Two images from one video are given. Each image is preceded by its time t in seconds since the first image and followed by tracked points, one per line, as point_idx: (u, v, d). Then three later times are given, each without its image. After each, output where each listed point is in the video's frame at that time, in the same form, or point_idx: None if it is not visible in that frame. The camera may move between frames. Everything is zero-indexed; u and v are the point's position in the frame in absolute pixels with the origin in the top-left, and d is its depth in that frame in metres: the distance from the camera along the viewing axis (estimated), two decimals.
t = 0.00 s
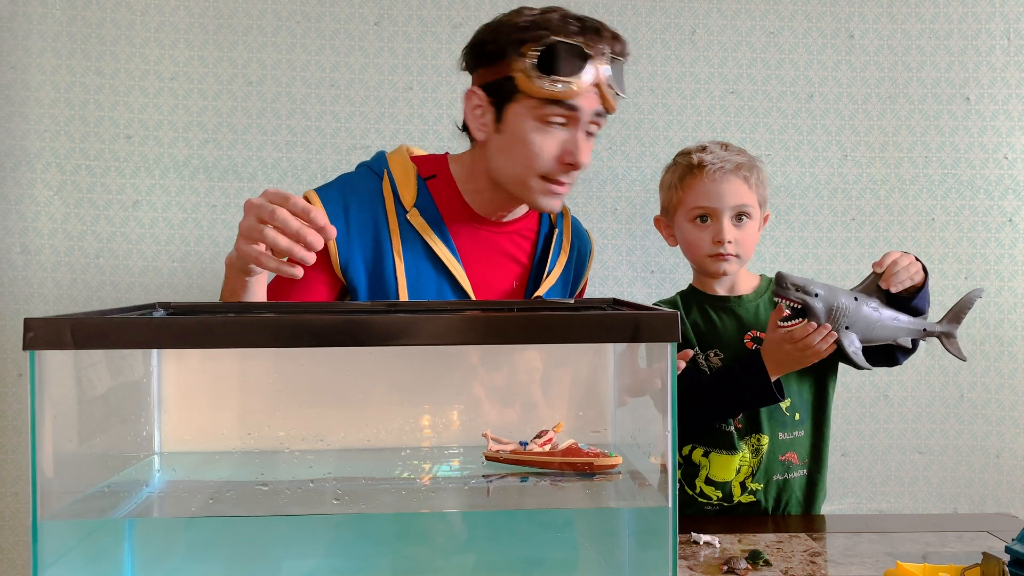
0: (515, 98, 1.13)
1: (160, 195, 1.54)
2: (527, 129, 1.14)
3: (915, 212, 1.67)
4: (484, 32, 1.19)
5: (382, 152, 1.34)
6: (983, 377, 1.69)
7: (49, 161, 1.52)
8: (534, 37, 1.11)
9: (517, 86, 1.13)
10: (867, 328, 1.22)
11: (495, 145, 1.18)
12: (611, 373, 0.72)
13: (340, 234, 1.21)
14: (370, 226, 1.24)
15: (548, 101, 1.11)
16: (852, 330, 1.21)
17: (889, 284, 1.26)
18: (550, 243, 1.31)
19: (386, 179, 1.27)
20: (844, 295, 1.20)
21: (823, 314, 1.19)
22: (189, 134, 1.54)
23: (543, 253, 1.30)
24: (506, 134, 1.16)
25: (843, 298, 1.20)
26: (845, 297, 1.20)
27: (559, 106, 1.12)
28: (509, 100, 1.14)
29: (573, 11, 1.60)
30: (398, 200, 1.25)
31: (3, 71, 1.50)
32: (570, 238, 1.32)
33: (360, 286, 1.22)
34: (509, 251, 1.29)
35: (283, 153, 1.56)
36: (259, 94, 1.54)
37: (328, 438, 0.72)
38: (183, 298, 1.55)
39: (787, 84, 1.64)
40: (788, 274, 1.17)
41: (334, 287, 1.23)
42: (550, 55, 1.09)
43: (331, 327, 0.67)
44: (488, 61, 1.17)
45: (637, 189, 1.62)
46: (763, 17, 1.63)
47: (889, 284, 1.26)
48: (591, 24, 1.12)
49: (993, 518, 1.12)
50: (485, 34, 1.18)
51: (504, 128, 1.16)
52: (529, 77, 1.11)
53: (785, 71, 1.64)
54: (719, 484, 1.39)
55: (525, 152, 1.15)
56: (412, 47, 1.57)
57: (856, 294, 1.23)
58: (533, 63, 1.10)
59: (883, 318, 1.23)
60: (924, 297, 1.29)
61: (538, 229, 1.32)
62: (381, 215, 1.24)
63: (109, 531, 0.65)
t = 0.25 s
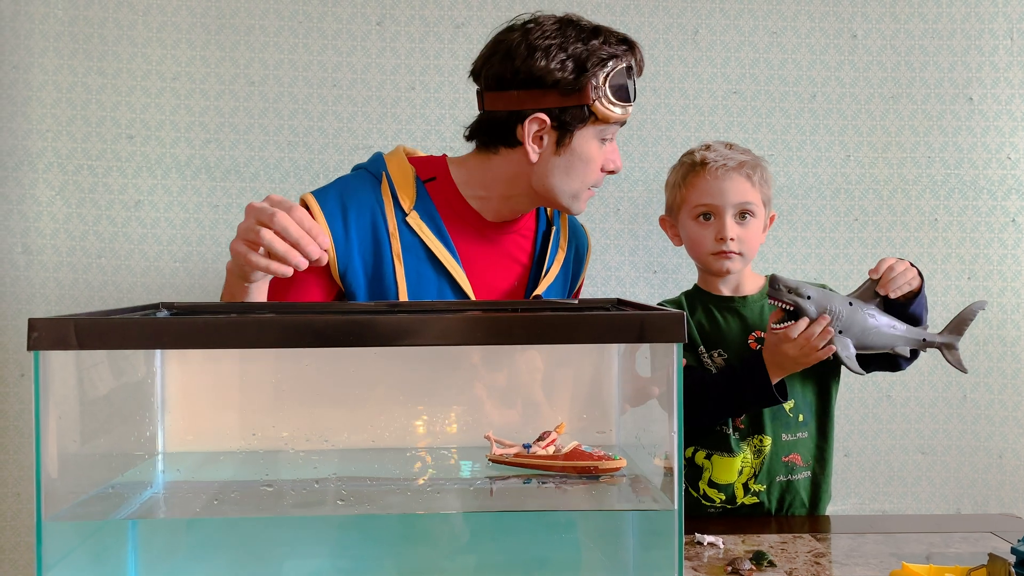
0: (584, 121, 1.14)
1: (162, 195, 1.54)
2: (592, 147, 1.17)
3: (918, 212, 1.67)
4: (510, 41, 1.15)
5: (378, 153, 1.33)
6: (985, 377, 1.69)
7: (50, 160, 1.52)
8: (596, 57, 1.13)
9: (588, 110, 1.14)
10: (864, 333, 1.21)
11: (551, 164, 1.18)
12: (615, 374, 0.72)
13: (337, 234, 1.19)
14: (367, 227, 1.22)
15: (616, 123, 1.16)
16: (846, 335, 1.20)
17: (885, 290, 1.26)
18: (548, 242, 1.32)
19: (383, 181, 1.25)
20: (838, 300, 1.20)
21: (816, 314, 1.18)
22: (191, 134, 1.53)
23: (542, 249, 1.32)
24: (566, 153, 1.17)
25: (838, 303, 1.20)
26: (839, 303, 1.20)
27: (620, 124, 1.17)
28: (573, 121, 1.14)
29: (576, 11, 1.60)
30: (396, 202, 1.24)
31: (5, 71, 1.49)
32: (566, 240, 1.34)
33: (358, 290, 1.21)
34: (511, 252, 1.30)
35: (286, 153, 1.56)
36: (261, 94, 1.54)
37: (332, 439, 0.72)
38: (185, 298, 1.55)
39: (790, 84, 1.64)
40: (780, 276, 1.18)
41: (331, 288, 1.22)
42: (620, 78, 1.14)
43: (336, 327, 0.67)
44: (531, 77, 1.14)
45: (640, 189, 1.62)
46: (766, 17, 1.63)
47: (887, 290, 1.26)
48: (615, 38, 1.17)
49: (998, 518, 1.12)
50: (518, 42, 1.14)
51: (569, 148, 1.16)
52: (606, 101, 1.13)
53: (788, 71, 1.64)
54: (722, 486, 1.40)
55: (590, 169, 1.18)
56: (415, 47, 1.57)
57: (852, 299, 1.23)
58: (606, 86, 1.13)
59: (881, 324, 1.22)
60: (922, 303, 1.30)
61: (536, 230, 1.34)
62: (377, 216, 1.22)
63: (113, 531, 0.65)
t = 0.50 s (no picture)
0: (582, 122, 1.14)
1: (162, 194, 1.53)
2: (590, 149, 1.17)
3: (919, 211, 1.66)
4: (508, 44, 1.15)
5: (376, 152, 1.33)
6: (986, 377, 1.68)
7: (50, 159, 1.51)
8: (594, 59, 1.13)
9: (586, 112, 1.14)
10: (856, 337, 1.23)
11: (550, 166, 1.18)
12: (616, 373, 0.71)
13: (338, 232, 1.19)
14: (368, 224, 1.21)
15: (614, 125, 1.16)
16: (840, 340, 1.22)
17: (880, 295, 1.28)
18: (547, 241, 1.32)
19: (384, 180, 1.25)
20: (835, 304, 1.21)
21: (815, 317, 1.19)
22: (191, 133, 1.53)
23: (542, 248, 1.32)
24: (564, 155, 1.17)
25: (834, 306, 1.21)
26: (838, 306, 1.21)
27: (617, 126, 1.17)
28: (571, 123, 1.14)
29: (577, 9, 1.60)
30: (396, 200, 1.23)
31: (5, 70, 1.49)
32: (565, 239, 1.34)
33: (359, 288, 1.21)
34: (512, 251, 1.30)
35: (286, 152, 1.55)
36: (261, 93, 1.54)
37: (333, 438, 0.72)
38: (185, 297, 1.54)
39: (791, 83, 1.64)
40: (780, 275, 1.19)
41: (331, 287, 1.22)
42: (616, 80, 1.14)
43: (336, 326, 0.67)
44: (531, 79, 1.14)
45: (640, 188, 1.62)
46: (767, 16, 1.63)
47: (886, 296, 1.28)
48: (613, 40, 1.17)
49: (999, 518, 1.11)
50: (517, 43, 1.14)
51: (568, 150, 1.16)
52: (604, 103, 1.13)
53: (789, 70, 1.64)
54: (723, 484, 1.39)
55: (588, 170, 1.19)
56: (415, 46, 1.57)
57: (848, 304, 1.24)
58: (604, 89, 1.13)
59: (873, 329, 1.24)
60: (919, 308, 1.31)
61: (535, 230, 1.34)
62: (377, 217, 1.21)
63: (112, 530, 0.65)
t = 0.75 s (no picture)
0: (566, 114, 1.15)
1: (162, 194, 1.53)
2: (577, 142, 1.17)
3: (919, 212, 1.66)
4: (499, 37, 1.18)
5: (380, 152, 1.33)
6: (986, 378, 1.68)
7: (49, 160, 1.51)
8: (579, 50, 1.13)
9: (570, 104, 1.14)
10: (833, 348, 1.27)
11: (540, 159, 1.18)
12: (616, 374, 0.71)
13: (341, 227, 1.18)
14: (370, 222, 1.21)
15: (602, 118, 1.15)
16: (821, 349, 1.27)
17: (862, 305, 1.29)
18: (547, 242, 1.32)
19: (387, 178, 1.25)
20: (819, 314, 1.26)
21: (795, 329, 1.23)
22: (191, 133, 1.53)
23: (541, 249, 1.32)
24: (552, 147, 1.17)
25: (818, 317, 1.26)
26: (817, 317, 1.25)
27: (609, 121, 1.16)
28: (555, 113, 1.15)
29: (576, 10, 1.59)
30: (398, 198, 1.23)
31: (4, 70, 1.49)
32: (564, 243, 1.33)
33: (360, 286, 1.20)
34: (512, 251, 1.29)
35: (285, 153, 1.55)
36: (260, 94, 1.54)
37: (332, 440, 0.72)
38: (184, 297, 1.54)
39: (791, 83, 1.64)
40: (768, 288, 1.23)
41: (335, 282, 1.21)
42: (602, 71, 1.13)
43: (335, 327, 0.67)
44: (516, 68, 1.16)
45: (640, 189, 1.62)
46: (767, 17, 1.63)
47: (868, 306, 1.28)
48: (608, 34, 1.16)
49: (999, 519, 1.11)
50: (507, 36, 1.17)
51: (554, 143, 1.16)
52: (588, 95, 1.12)
53: (789, 71, 1.64)
54: (722, 484, 1.39)
55: (578, 164, 1.18)
56: (415, 46, 1.57)
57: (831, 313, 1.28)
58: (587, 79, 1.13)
59: (854, 339, 1.27)
60: (905, 315, 1.30)
61: (535, 230, 1.33)
62: (380, 215, 1.22)
63: (110, 532, 0.65)
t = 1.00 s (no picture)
0: (541, 105, 1.15)
1: (160, 194, 1.53)
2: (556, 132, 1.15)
3: (917, 211, 1.66)
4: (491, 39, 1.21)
5: (389, 148, 1.34)
6: (985, 377, 1.68)
7: (48, 160, 1.51)
8: (553, 40, 1.13)
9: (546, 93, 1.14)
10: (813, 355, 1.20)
11: (524, 151, 1.18)
12: (614, 372, 0.71)
13: (346, 216, 1.19)
14: (375, 213, 1.22)
15: (580, 107, 1.14)
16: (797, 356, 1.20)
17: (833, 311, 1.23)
18: (548, 243, 1.32)
19: (393, 171, 1.26)
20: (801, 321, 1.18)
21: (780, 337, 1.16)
22: (189, 133, 1.53)
23: (541, 251, 1.31)
24: (534, 138, 1.17)
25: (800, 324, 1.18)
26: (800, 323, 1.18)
27: (590, 112, 1.15)
28: (532, 106, 1.16)
29: (575, 10, 1.59)
30: (404, 191, 1.25)
31: (2, 70, 1.49)
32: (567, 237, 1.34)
33: (363, 277, 1.20)
34: (511, 250, 1.29)
35: (283, 152, 1.55)
36: (258, 93, 1.54)
37: (329, 439, 0.72)
38: (183, 297, 1.54)
39: (789, 83, 1.64)
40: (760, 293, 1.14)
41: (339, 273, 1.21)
42: (574, 58, 1.12)
43: (332, 327, 0.67)
44: (496, 65, 1.20)
45: (639, 189, 1.62)
46: (765, 16, 1.63)
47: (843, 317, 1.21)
48: (587, 24, 1.16)
49: (997, 518, 1.11)
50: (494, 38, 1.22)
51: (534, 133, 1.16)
52: (559, 82, 1.12)
53: (787, 70, 1.63)
54: (719, 485, 1.39)
55: (564, 154, 1.16)
56: (413, 46, 1.57)
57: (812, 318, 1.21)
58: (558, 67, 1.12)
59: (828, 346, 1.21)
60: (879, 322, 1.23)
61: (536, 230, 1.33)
62: (387, 206, 1.23)
63: (106, 532, 0.65)
